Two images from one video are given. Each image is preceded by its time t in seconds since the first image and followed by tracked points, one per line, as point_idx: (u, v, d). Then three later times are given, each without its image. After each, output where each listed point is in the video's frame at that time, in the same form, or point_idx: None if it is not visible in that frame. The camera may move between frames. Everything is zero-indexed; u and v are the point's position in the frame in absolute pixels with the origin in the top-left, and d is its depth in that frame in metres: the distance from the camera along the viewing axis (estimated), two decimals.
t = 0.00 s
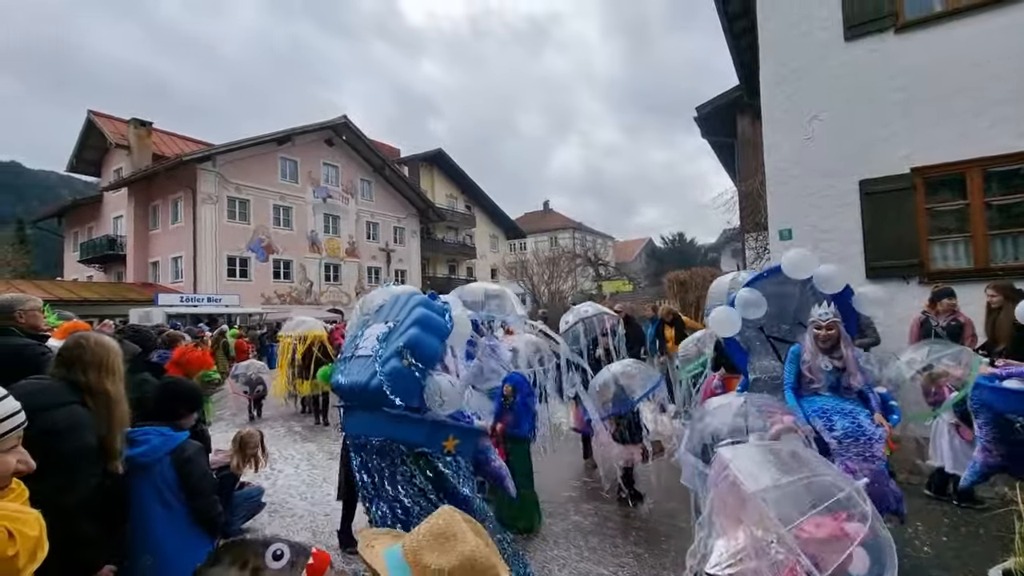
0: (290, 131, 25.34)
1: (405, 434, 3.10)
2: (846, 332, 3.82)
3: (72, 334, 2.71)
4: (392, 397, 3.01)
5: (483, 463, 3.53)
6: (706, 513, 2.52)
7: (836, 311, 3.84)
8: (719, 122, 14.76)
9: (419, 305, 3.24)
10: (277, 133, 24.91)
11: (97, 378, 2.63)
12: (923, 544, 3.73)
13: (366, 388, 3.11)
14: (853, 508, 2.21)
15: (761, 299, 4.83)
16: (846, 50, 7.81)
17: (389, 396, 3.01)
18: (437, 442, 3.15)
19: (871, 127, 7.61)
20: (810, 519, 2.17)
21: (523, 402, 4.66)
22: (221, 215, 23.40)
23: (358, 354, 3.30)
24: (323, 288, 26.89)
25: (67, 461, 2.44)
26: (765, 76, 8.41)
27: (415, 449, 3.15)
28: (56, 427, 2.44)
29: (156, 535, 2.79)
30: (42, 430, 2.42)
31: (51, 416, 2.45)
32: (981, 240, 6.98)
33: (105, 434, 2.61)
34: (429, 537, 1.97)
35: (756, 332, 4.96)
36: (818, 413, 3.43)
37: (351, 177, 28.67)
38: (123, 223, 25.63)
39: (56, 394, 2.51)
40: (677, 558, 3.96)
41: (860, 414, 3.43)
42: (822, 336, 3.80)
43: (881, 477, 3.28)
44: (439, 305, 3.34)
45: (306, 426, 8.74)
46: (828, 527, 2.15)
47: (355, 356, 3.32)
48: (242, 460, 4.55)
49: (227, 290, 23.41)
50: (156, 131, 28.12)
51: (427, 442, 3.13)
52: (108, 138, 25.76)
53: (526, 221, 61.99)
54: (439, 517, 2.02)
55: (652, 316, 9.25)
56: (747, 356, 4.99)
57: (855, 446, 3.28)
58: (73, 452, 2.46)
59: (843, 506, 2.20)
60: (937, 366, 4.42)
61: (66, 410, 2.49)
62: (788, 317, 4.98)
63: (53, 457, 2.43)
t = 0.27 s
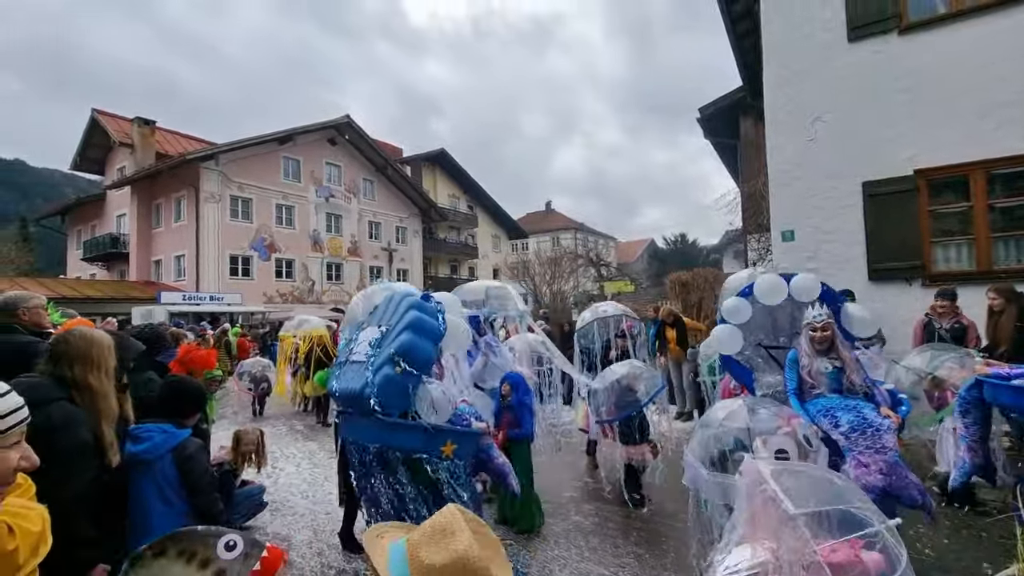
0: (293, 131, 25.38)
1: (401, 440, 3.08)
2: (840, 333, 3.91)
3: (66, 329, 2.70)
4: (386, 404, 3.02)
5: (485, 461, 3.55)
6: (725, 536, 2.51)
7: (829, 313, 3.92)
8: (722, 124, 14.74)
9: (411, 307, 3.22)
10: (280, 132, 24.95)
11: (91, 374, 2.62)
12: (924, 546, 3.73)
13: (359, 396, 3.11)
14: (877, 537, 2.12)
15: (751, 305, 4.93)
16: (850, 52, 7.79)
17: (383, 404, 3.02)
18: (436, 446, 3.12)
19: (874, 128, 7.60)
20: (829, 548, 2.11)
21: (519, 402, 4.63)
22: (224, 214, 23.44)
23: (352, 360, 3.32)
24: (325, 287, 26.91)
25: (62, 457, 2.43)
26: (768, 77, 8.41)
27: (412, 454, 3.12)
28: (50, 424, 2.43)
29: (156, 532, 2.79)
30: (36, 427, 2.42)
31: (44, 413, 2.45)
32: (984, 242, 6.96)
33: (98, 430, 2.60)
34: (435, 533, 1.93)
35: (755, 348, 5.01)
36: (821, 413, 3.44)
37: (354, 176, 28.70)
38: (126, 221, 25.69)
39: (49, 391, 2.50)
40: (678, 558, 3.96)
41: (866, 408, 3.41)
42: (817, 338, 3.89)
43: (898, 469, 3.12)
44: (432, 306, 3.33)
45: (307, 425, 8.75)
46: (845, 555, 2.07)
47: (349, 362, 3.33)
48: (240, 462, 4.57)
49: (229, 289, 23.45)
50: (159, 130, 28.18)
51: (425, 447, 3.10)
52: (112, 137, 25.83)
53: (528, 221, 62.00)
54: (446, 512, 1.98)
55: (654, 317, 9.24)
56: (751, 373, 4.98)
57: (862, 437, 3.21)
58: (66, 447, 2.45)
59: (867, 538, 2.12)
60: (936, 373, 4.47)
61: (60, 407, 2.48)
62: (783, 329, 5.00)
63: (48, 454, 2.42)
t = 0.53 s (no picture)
0: (295, 130, 25.39)
1: (416, 442, 3.09)
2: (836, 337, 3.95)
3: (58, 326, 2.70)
4: (401, 404, 2.98)
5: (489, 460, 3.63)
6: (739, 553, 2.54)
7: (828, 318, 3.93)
8: (724, 123, 14.73)
9: (421, 306, 3.21)
10: (282, 131, 24.96)
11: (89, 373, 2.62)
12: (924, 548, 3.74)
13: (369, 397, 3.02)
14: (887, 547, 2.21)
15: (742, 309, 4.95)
16: (852, 52, 7.78)
17: (397, 404, 2.97)
18: (449, 446, 3.19)
19: (877, 129, 7.59)
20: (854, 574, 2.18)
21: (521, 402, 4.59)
22: (226, 213, 23.45)
23: (355, 361, 3.26)
24: (327, 286, 26.93)
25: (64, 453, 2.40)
26: (770, 77, 8.40)
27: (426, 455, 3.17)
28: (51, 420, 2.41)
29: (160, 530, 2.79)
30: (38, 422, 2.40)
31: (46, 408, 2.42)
32: (987, 243, 6.95)
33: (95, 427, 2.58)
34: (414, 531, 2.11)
35: (751, 355, 5.04)
36: (822, 418, 3.42)
37: (356, 176, 28.72)
38: (129, 220, 25.74)
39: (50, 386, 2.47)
40: (679, 559, 3.96)
41: (867, 410, 3.40)
42: (817, 342, 3.91)
43: (903, 469, 3.12)
44: (439, 304, 3.33)
45: (309, 424, 8.75)
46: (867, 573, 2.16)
47: (352, 364, 3.26)
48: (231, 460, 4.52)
49: (232, 288, 23.47)
50: (162, 129, 28.22)
51: (439, 448, 3.16)
52: (114, 136, 25.87)
53: (530, 221, 61.99)
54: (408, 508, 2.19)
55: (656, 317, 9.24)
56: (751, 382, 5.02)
57: (866, 438, 3.21)
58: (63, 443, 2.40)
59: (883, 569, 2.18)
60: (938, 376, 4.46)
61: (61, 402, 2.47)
62: (777, 334, 5.00)
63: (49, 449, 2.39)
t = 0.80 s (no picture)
0: (297, 129, 25.41)
1: (422, 440, 3.10)
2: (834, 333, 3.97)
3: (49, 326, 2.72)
4: (409, 401, 2.99)
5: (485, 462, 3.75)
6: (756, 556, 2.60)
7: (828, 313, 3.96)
8: (726, 123, 14.71)
9: (428, 304, 3.25)
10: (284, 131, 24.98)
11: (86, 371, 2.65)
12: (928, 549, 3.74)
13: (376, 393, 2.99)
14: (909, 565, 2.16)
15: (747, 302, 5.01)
16: (855, 51, 7.77)
17: (406, 401, 2.98)
18: (454, 445, 3.21)
19: (880, 128, 7.57)
20: None
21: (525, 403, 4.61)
22: (229, 212, 23.48)
23: (358, 358, 3.22)
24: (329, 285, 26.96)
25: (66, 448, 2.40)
26: (773, 77, 8.39)
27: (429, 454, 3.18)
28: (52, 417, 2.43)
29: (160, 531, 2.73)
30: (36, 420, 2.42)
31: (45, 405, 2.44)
32: (990, 243, 6.94)
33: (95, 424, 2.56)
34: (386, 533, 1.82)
35: (740, 344, 5.15)
36: (821, 411, 3.33)
37: (358, 175, 28.74)
38: (132, 219, 25.79)
39: (43, 384, 2.47)
40: (680, 558, 3.96)
41: (864, 407, 3.33)
42: (816, 336, 3.88)
43: (897, 468, 3.08)
44: (445, 304, 3.38)
45: (311, 423, 8.77)
46: None
47: (355, 360, 3.23)
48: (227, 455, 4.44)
49: (234, 287, 23.50)
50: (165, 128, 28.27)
51: (444, 447, 3.18)
52: (117, 135, 25.92)
53: (531, 221, 61.99)
54: (388, 508, 1.92)
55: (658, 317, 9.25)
56: (737, 370, 5.16)
57: (865, 434, 3.12)
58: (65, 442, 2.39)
59: None
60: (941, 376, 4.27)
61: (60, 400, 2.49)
62: (768, 327, 5.15)
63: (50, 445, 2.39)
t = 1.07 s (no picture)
0: (298, 129, 25.41)
1: (413, 436, 3.08)
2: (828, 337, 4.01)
3: (44, 325, 2.74)
4: (401, 400, 3.00)
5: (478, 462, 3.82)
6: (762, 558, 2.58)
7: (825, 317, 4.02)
8: (727, 123, 14.70)
9: (414, 304, 3.28)
10: (285, 131, 24.98)
11: (78, 370, 2.65)
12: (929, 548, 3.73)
13: (366, 394, 2.99)
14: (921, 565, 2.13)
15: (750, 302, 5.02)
16: (856, 50, 7.76)
17: (398, 399, 2.99)
18: (444, 440, 3.18)
19: (881, 128, 7.56)
20: None
21: (528, 401, 4.64)
22: (230, 212, 23.50)
23: (346, 359, 3.22)
24: (330, 285, 26.98)
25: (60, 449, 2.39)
26: (774, 76, 8.38)
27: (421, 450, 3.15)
28: (44, 417, 2.44)
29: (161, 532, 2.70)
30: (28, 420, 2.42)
31: (36, 406, 2.45)
32: (992, 243, 6.93)
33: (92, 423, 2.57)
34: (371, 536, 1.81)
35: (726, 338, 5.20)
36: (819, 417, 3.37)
37: (359, 175, 28.75)
38: (133, 219, 25.82)
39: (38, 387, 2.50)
40: (680, 558, 3.95)
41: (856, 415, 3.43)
42: (813, 341, 3.93)
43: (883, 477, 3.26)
44: (430, 303, 3.42)
45: (312, 422, 8.77)
46: None
47: (343, 361, 3.22)
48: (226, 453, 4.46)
49: (235, 287, 23.52)
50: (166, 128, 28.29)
51: (435, 443, 3.15)
52: (119, 135, 25.95)
53: (532, 220, 61.99)
54: (374, 508, 1.91)
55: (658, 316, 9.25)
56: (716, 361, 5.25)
57: (862, 445, 3.23)
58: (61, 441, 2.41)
59: None
60: (941, 377, 4.24)
61: (52, 400, 2.49)
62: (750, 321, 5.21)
63: (44, 447, 2.39)
